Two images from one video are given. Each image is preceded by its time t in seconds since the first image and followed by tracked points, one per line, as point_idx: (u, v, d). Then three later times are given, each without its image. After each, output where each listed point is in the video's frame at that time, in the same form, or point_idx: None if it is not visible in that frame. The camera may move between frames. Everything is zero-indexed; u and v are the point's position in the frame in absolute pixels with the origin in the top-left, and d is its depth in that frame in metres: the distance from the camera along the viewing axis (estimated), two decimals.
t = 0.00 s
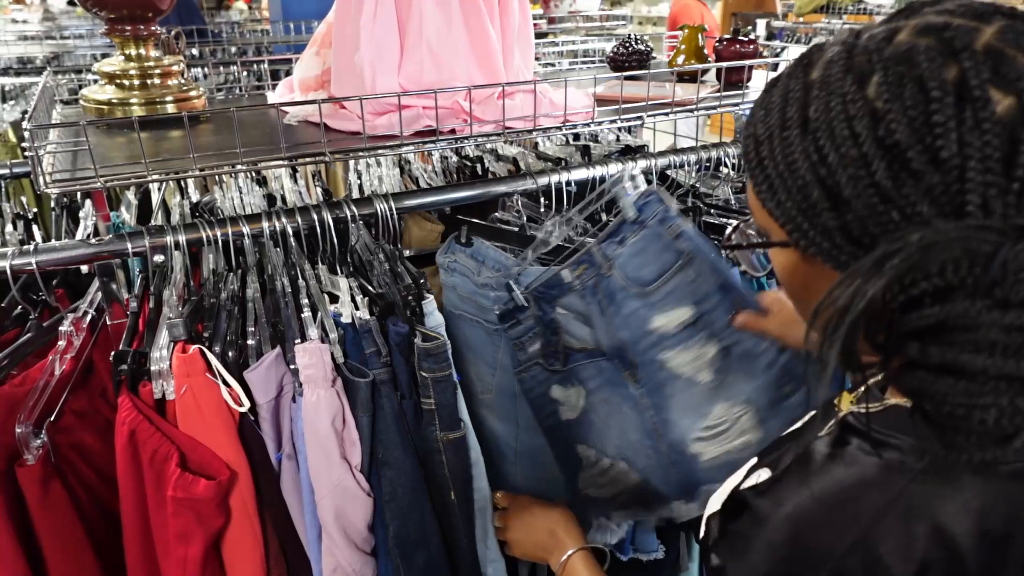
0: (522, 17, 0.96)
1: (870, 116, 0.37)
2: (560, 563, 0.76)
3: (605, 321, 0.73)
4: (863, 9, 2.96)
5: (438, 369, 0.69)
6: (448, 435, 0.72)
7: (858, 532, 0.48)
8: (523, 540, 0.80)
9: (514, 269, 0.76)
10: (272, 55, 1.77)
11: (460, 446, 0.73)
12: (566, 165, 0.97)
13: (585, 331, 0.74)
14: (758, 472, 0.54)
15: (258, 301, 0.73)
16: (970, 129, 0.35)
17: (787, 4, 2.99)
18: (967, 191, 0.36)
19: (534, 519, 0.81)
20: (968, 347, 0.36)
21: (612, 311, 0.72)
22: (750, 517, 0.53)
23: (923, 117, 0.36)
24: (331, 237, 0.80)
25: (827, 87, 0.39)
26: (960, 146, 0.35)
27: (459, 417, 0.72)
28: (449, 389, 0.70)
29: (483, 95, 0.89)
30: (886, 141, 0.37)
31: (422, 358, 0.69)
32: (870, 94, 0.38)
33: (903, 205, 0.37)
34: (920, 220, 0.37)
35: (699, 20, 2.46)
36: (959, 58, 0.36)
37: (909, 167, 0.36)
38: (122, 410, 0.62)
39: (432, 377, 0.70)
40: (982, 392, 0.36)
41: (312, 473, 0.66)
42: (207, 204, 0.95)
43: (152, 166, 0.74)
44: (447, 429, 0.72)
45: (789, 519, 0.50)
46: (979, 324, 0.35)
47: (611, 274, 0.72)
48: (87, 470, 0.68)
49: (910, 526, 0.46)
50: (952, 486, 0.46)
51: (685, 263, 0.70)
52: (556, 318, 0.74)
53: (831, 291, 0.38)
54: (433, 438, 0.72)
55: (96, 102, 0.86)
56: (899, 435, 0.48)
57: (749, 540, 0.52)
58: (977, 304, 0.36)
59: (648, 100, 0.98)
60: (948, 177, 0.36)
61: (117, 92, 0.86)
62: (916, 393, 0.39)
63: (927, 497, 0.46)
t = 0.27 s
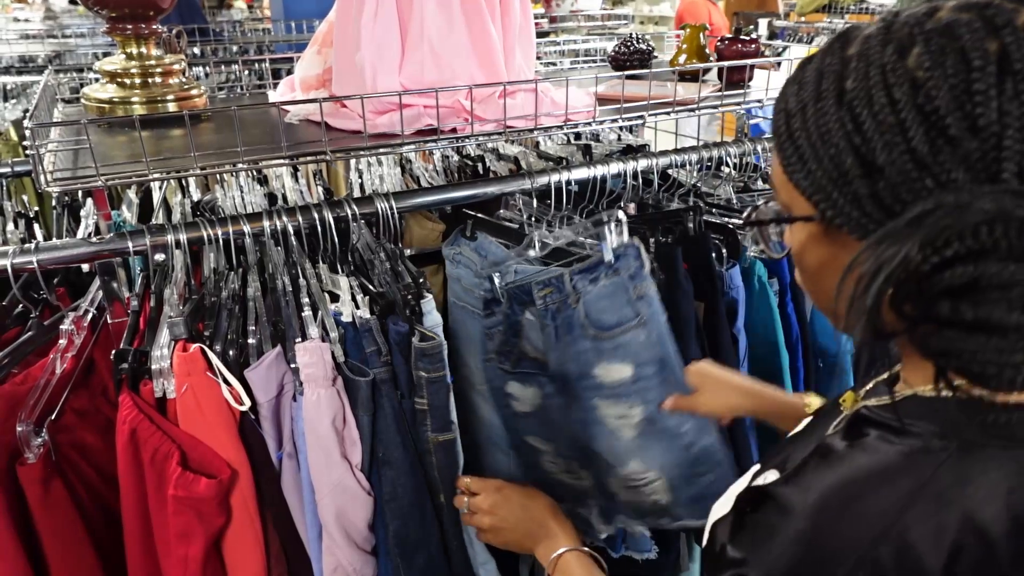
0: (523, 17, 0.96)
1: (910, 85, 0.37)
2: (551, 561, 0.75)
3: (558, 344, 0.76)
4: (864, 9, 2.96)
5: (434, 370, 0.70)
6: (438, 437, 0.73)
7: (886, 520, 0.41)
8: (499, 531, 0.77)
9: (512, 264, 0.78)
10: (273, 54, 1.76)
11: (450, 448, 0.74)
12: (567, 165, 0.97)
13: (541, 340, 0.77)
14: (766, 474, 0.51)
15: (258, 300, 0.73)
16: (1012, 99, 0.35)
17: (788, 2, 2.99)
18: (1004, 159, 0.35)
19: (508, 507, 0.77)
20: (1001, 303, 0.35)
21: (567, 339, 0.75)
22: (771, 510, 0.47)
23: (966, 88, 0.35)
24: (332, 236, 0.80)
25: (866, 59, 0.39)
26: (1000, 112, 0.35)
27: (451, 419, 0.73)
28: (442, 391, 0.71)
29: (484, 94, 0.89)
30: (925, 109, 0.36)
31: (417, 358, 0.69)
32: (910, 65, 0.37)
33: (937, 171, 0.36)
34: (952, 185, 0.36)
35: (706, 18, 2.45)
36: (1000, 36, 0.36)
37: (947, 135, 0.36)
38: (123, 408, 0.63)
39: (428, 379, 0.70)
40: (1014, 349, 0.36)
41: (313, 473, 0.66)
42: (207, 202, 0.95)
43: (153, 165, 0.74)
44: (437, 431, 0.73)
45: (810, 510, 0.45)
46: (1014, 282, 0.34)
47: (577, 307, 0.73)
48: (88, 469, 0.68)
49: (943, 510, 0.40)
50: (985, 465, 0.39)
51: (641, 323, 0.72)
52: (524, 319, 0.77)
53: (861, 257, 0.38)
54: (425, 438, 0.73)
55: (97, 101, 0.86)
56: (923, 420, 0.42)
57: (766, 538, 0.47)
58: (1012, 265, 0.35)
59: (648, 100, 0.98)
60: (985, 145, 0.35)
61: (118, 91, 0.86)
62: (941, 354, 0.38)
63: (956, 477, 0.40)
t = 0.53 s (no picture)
0: (525, 15, 0.96)
1: (942, 60, 0.37)
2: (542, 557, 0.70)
3: (529, 353, 0.79)
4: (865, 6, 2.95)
5: (423, 371, 0.68)
6: (425, 438, 0.71)
7: (901, 503, 0.40)
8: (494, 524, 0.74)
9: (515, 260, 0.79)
10: (274, 52, 1.76)
11: (437, 450, 0.72)
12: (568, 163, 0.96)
13: (511, 343, 0.80)
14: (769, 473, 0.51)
15: (260, 298, 0.73)
16: None
17: None
18: None
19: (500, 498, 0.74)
20: None
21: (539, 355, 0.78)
22: (786, 489, 0.45)
23: (998, 59, 0.36)
24: (333, 234, 0.80)
25: (897, 36, 0.40)
26: None
27: (439, 420, 0.71)
28: (430, 392, 0.69)
29: (485, 92, 0.89)
30: (956, 81, 0.37)
31: (409, 357, 0.68)
32: (943, 40, 0.38)
33: (964, 141, 0.36)
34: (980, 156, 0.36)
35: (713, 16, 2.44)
36: None
37: (976, 106, 0.36)
38: (124, 406, 0.63)
39: (417, 379, 0.68)
40: None
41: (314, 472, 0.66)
42: (208, 201, 0.95)
43: (154, 163, 0.73)
44: (425, 432, 0.71)
45: (827, 489, 0.43)
46: None
47: (554, 327, 0.77)
48: (90, 468, 0.68)
49: (962, 495, 0.38)
50: (1005, 446, 0.38)
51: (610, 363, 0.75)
52: (498, 317, 0.80)
53: (888, 218, 0.38)
54: (412, 440, 0.71)
55: (98, 99, 0.86)
56: (941, 405, 0.42)
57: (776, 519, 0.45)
58: None
59: (650, 98, 0.98)
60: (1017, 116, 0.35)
61: (119, 89, 0.86)
62: (964, 317, 0.38)
63: (974, 459, 0.39)
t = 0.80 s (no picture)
0: (526, 13, 0.96)
1: (961, 48, 0.38)
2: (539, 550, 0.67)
3: (512, 351, 0.80)
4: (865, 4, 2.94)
5: (426, 370, 0.68)
6: (429, 437, 0.70)
7: (903, 489, 0.40)
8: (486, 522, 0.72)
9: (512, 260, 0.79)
10: (275, 50, 1.76)
11: (442, 449, 0.71)
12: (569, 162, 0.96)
13: (494, 333, 0.81)
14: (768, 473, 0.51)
15: (260, 297, 0.73)
16: None
17: None
18: None
19: (493, 496, 0.72)
20: None
21: (522, 356, 0.79)
22: (790, 473, 0.46)
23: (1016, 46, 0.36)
24: (334, 233, 0.80)
25: (916, 25, 0.40)
26: None
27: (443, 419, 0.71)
28: (433, 391, 0.69)
29: (486, 91, 0.89)
30: (975, 67, 0.37)
31: (411, 356, 0.68)
32: (961, 29, 0.38)
33: (981, 125, 0.37)
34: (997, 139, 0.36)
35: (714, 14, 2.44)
36: None
37: (993, 91, 0.36)
38: (125, 405, 0.63)
39: (420, 378, 0.68)
40: None
41: (314, 471, 0.66)
42: (209, 200, 0.95)
43: (156, 162, 0.73)
44: (429, 431, 0.70)
45: (830, 474, 0.43)
46: None
47: (537, 333, 0.77)
48: (91, 467, 0.68)
49: (965, 485, 0.39)
50: (1008, 434, 0.38)
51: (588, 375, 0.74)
52: (483, 305, 0.82)
53: (901, 199, 0.38)
54: (417, 439, 0.70)
55: (99, 98, 0.86)
56: (945, 393, 0.42)
57: (777, 502, 0.45)
58: None
59: (651, 97, 0.98)
60: None
61: (120, 88, 0.86)
62: (978, 293, 0.38)
63: (978, 445, 0.39)
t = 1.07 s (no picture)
0: (527, 13, 0.96)
1: (972, 39, 0.38)
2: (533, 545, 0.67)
3: (500, 345, 0.80)
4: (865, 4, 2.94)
5: (434, 369, 0.69)
6: (436, 436, 0.72)
7: (907, 488, 0.40)
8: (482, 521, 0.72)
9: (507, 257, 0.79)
10: (275, 49, 1.76)
11: (449, 447, 0.73)
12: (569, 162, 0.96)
13: (484, 323, 0.82)
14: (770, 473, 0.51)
15: (261, 296, 0.73)
16: None
17: None
18: None
19: (483, 496, 0.71)
20: None
21: (511, 352, 0.79)
22: (793, 461, 0.45)
23: None
24: (335, 233, 0.80)
25: (926, 18, 0.41)
26: None
27: (451, 418, 0.72)
28: (441, 390, 0.70)
29: (486, 91, 0.89)
30: (985, 56, 0.37)
31: (418, 356, 0.68)
32: (972, 22, 0.39)
33: (990, 112, 0.36)
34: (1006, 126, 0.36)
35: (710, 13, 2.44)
36: None
37: (1003, 79, 0.36)
38: (126, 405, 0.63)
39: (428, 377, 0.69)
40: None
41: (316, 471, 0.66)
42: (209, 200, 0.95)
43: (157, 162, 0.73)
44: (436, 429, 0.71)
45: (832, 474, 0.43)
46: None
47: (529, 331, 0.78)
48: (93, 467, 0.68)
49: (969, 477, 0.38)
50: (1011, 423, 0.38)
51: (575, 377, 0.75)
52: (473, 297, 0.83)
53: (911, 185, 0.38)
54: (423, 438, 0.72)
55: (100, 98, 0.86)
56: (946, 383, 0.42)
57: (779, 490, 0.45)
58: None
59: (652, 97, 0.98)
60: None
61: (121, 88, 0.86)
62: (988, 276, 0.37)
63: (981, 434, 0.39)
